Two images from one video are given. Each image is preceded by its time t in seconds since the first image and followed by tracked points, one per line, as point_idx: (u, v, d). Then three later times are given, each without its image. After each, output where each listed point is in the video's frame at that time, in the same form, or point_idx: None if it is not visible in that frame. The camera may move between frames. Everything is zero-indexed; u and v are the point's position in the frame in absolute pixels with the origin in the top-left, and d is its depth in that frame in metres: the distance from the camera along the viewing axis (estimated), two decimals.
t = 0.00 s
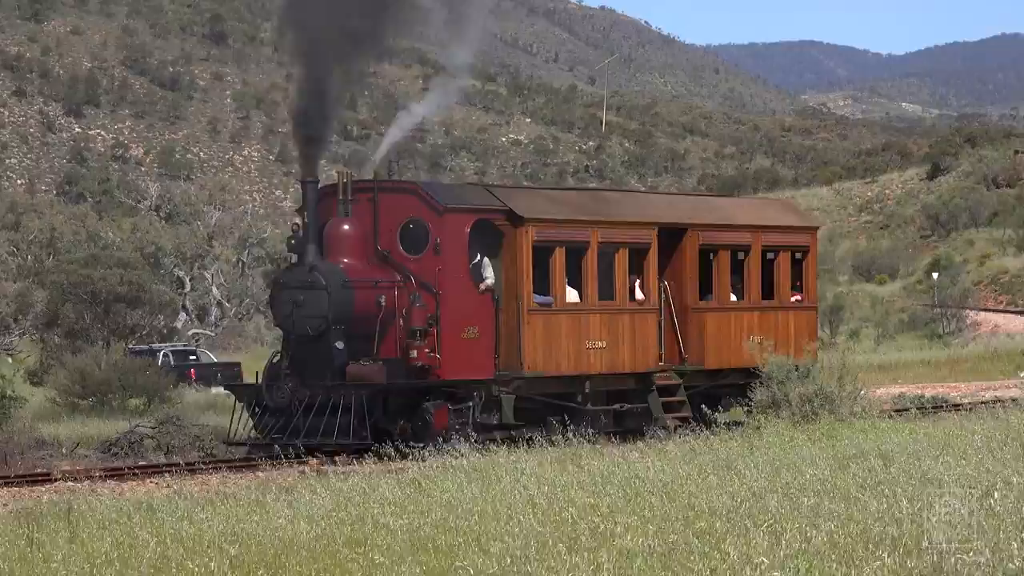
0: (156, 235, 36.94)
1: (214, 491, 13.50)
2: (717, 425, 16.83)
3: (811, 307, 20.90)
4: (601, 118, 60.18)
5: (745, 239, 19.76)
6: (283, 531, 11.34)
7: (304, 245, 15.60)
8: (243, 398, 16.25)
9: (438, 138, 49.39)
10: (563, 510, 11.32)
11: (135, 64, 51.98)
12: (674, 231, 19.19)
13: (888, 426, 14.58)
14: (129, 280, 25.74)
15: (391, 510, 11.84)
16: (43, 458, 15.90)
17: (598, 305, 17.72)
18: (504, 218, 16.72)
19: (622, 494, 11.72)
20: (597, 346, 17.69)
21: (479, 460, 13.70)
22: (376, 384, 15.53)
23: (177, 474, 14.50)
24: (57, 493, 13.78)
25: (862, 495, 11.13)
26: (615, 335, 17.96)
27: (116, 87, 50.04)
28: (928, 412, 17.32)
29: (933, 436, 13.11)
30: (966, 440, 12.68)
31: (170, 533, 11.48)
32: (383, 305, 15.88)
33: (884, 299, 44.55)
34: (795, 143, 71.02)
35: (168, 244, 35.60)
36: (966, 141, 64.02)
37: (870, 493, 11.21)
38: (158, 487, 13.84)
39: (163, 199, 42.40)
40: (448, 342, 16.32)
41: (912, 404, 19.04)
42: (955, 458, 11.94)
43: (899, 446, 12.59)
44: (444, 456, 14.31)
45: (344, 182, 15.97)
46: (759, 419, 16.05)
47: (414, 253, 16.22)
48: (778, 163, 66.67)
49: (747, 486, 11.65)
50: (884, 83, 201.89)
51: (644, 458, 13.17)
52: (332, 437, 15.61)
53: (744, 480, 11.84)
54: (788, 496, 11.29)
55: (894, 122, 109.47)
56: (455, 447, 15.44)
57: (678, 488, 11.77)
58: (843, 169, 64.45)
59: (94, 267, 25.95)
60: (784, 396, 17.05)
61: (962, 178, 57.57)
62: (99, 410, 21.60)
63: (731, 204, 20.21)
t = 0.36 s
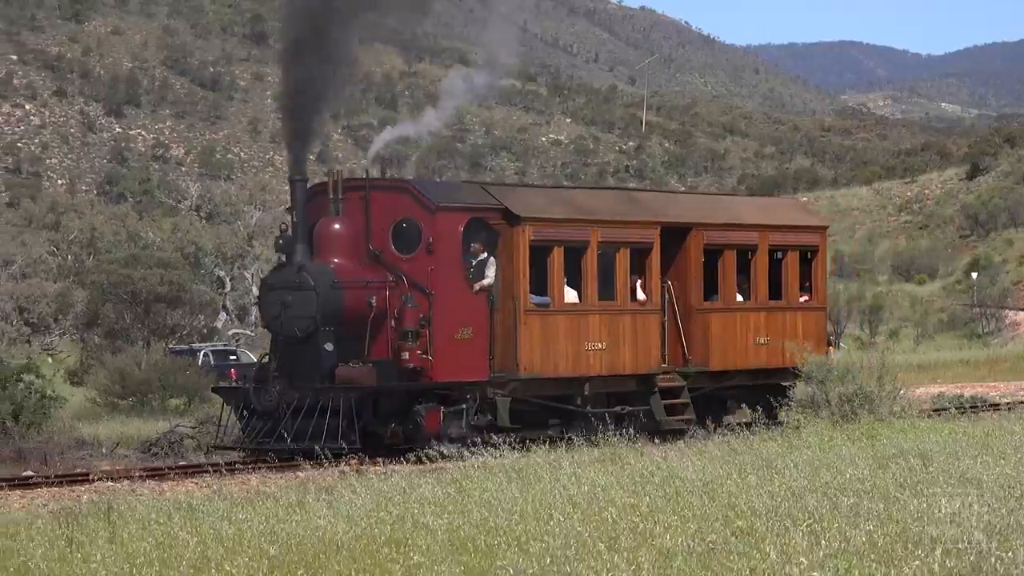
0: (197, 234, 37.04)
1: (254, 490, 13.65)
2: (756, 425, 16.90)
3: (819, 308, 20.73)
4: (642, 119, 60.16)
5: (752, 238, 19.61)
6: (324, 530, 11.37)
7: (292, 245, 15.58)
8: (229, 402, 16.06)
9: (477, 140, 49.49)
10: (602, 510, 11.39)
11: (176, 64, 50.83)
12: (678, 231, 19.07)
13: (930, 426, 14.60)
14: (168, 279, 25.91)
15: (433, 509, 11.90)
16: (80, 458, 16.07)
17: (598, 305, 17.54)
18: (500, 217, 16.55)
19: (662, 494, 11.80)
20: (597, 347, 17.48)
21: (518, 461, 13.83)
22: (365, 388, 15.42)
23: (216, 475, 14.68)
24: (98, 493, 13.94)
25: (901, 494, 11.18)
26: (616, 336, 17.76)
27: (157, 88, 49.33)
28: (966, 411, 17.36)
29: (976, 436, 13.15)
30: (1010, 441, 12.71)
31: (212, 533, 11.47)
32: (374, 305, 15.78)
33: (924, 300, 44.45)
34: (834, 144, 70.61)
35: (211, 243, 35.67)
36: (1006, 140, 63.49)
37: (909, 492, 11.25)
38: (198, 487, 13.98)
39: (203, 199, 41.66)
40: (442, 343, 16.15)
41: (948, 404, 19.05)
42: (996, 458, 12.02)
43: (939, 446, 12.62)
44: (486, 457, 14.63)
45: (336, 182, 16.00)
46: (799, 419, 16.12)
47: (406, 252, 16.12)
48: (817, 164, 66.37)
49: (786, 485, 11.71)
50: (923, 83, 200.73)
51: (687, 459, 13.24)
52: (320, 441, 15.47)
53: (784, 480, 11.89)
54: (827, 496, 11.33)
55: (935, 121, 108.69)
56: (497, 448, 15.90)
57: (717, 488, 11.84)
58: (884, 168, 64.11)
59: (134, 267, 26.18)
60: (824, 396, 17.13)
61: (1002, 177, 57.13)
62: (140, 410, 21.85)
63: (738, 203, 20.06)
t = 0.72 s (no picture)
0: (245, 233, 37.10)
1: (303, 489, 13.82)
2: (804, 425, 16.98)
3: (834, 309, 20.69)
4: (688, 119, 59.89)
5: (764, 237, 19.57)
6: (371, 530, 11.42)
7: (283, 245, 15.59)
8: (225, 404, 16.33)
9: (524, 140, 49.56)
10: (648, 511, 11.42)
11: (223, 63, 50.03)
12: (687, 230, 19.06)
13: (979, 427, 14.62)
14: (216, 279, 25.60)
15: (480, 510, 11.97)
16: (126, 461, 16.31)
17: (602, 306, 17.51)
18: (499, 216, 16.53)
19: (709, 494, 11.85)
20: (601, 349, 17.46)
21: (564, 462, 13.97)
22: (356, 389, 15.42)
23: (263, 475, 14.86)
24: (146, 492, 14.11)
25: (950, 494, 11.18)
26: (621, 338, 17.73)
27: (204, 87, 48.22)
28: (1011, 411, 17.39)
29: None
30: None
31: (259, 533, 11.55)
32: (368, 305, 15.80)
33: (973, 299, 44.06)
34: (882, 143, 69.95)
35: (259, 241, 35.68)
36: None
37: (958, 492, 11.27)
38: (245, 486, 14.13)
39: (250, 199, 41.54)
40: (439, 344, 16.12)
41: (996, 403, 19.06)
42: None
43: (987, 448, 12.63)
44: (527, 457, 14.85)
45: (329, 181, 16.12)
46: (846, 418, 16.17)
47: (402, 252, 16.16)
48: (864, 164, 65.79)
49: (834, 486, 11.73)
50: (971, 83, 198.94)
51: (737, 459, 13.33)
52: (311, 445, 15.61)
53: (831, 481, 11.91)
54: (874, 497, 11.35)
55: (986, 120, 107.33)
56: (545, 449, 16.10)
57: (764, 488, 11.88)
58: (932, 168, 63.69)
59: (183, 268, 25.83)
60: (872, 396, 17.21)
61: None
62: (188, 410, 22.17)
63: (751, 201, 20.02)
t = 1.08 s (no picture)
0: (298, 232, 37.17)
1: (360, 489, 13.96)
2: (861, 425, 17.01)
3: (854, 309, 20.35)
4: (743, 118, 59.69)
5: (781, 236, 19.22)
6: (426, 531, 11.48)
7: (278, 245, 15.33)
8: (218, 407, 15.91)
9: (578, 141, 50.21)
10: (703, 511, 11.45)
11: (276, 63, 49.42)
12: (700, 229, 18.79)
13: None
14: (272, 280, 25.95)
15: (535, 510, 12.02)
16: (175, 468, 16.46)
17: (610, 307, 17.30)
18: (502, 215, 16.38)
19: (764, 494, 11.88)
20: (609, 351, 17.25)
21: (619, 464, 14.07)
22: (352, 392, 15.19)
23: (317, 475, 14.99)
24: (201, 492, 14.26)
25: (1009, 496, 11.16)
26: (629, 340, 17.51)
27: (257, 87, 47.67)
28: None
29: None
30: None
31: (314, 532, 11.64)
32: (367, 306, 15.61)
33: None
34: (940, 143, 68.99)
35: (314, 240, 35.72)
36: None
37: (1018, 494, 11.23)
38: (300, 486, 14.24)
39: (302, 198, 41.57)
40: (438, 345, 16.01)
41: None
42: None
43: None
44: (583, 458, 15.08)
45: (327, 179, 15.81)
46: (903, 418, 16.16)
47: (401, 251, 15.95)
48: (920, 163, 64.93)
49: (891, 486, 11.71)
50: None
51: (795, 460, 13.40)
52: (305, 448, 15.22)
53: (888, 482, 11.90)
54: (932, 498, 11.31)
55: None
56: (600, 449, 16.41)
57: (820, 489, 11.88)
58: (990, 168, 62.78)
59: (237, 268, 26.81)
60: (929, 397, 17.24)
61: None
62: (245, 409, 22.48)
63: (768, 199, 19.68)
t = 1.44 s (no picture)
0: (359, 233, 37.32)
1: (423, 489, 14.18)
2: (925, 426, 17.09)
3: (880, 312, 19.89)
4: (803, 119, 60.24)
5: (801, 234, 18.88)
6: (486, 531, 11.62)
7: (277, 243, 15.33)
8: (215, 410, 15.80)
9: (638, 142, 51.58)
10: (766, 513, 11.53)
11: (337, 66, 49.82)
12: (716, 228, 18.49)
13: None
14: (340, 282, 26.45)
15: (594, 512, 12.12)
16: (236, 465, 16.76)
17: (621, 308, 17.04)
18: (508, 214, 16.18)
19: (826, 497, 11.98)
20: (621, 353, 16.97)
21: (680, 468, 14.23)
22: (352, 393, 15.09)
23: (379, 475, 15.30)
24: (263, 493, 14.47)
25: None
26: (641, 341, 17.20)
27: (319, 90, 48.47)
28: None
29: None
30: None
31: (376, 533, 11.73)
32: (368, 307, 15.49)
33: None
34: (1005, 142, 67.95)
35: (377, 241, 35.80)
36: None
37: None
38: (362, 487, 14.46)
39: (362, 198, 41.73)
40: (440, 346, 15.89)
41: None
42: None
43: None
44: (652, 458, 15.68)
45: (327, 177, 15.69)
46: (967, 420, 16.20)
47: (403, 251, 15.81)
48: (984, 163, 64.06)
49: (956, 489, 11.76)
50: None
51: (862, 463, 13.53)
52: (304, 452, 15.08)
53: (953, 484, 11.93)
54: (998, 501, 11.32)
55: None
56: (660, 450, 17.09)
57: (883, 492, 11.95)
58: None
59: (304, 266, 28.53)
60: (995, 399, 17.29)
61: None
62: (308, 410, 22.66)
63: (789, 197, 19.34)
